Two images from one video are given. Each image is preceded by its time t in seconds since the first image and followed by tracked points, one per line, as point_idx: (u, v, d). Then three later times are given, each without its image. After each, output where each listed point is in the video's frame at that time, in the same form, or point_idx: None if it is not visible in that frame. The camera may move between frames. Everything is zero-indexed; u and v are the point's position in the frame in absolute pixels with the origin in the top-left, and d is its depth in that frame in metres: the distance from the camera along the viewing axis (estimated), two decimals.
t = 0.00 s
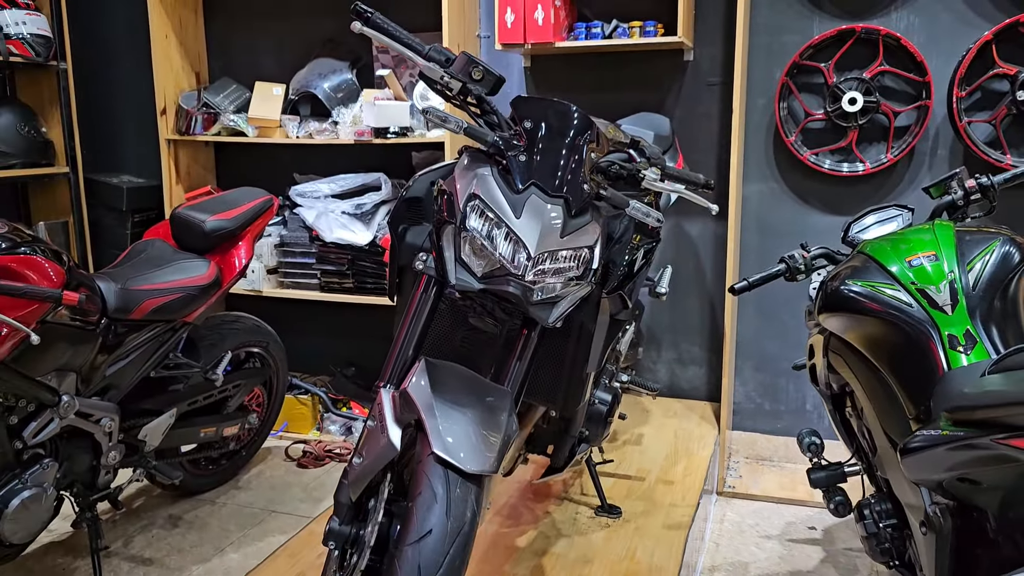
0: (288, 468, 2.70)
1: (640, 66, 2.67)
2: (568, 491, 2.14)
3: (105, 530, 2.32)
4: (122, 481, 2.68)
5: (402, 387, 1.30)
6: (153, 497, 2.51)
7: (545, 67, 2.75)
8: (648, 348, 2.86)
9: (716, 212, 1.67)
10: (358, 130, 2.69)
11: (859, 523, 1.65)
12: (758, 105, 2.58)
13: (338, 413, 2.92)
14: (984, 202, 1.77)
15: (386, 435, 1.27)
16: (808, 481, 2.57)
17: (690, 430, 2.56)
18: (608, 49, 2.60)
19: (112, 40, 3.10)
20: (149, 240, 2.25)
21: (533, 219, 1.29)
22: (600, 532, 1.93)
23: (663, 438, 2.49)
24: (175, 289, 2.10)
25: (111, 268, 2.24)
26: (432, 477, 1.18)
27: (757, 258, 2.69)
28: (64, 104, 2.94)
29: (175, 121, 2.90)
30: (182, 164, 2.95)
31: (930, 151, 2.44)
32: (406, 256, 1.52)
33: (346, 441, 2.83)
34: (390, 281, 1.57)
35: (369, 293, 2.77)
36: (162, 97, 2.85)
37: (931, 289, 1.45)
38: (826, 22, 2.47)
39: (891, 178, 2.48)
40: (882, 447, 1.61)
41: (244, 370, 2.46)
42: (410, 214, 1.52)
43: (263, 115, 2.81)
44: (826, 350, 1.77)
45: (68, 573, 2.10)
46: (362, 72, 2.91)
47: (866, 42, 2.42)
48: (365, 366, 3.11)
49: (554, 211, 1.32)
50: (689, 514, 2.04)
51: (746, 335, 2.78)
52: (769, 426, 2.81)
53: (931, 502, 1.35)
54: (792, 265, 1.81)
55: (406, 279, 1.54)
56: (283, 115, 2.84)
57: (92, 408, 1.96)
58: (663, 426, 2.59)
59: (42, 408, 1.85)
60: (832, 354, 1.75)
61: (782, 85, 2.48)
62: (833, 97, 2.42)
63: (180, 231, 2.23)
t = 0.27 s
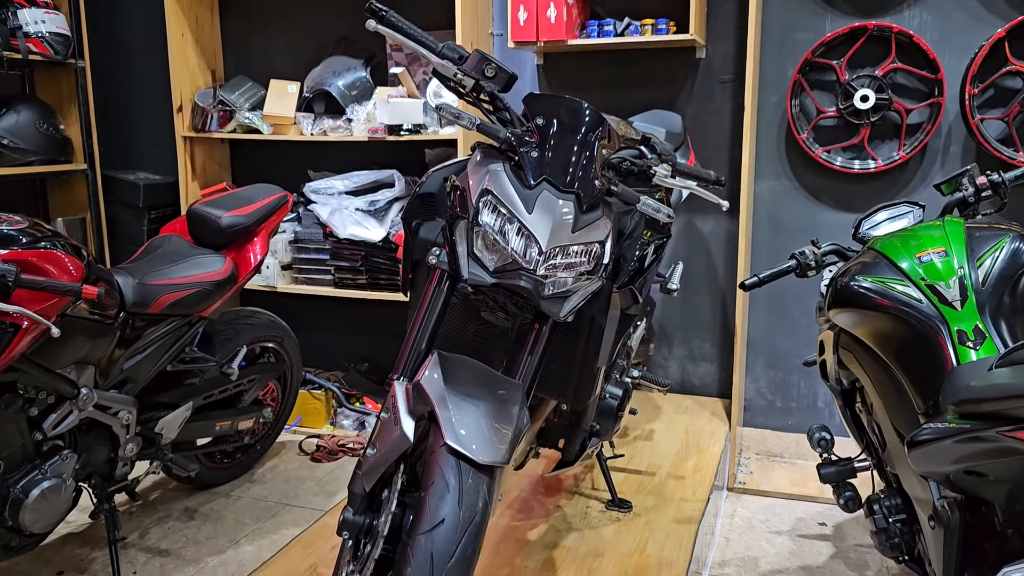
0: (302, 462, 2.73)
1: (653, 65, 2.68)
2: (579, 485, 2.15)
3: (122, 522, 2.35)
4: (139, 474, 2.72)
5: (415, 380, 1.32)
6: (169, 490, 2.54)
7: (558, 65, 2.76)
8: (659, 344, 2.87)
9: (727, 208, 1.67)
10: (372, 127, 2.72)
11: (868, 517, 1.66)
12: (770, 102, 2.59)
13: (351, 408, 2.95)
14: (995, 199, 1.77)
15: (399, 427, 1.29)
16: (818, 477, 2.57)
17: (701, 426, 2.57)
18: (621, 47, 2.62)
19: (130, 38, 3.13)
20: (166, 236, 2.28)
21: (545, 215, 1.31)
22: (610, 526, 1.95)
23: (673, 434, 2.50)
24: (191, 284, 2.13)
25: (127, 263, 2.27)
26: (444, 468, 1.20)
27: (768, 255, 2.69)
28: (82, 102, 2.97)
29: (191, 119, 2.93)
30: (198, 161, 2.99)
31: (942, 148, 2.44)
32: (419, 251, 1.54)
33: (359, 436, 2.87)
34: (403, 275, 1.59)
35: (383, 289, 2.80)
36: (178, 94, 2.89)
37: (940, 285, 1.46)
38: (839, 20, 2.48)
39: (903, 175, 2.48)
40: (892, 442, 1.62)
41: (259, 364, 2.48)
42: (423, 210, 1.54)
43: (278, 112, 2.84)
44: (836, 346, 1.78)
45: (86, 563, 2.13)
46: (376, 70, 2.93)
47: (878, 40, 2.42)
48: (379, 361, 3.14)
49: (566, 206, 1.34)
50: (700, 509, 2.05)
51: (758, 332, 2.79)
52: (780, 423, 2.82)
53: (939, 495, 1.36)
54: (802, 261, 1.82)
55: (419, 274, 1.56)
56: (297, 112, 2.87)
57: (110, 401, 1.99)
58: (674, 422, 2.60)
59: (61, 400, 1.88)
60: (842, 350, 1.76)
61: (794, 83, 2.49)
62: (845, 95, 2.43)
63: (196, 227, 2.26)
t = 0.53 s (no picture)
0: (324, 452, 2.76)
1: (675, 57, 2.67)
2: (599, 478, 2.16)
3: (147, 509, 2.39)
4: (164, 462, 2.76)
5: (436, 369, 1.33)
6: (193, 478, 2.57)
7: (580, 57, 2.76)
8: (680, 338, 2.86)
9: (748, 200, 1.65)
10: (394, 120, 2.73)
11: (890, 512, 1.65)
12: (794, 95, 2.57)
13: (373, 399, 2.97)
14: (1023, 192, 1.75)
15: (420, 416, 1.30)
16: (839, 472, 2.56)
17: (722, 420, 2.56)
18: (644, 39, 2.61)
19: (156, 31, 3.17)
20: (191, 226, 2.31)
21: (566, 206, 1.32)
22: (630, 518, 1.95)
23: (694, 428, 2.49)
24: (216, 274, 2.15)
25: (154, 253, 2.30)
26: (465, 457, 1.21)
27: (791, 249, 2.68)
28: (109, 94, 3.01)
29: (216, 111, 2.96)
30: (222, 152, 3.02)
31: (969, 142, 2.41)
32: (441, 243, 1.55)
33: (380, 426, 2.89)
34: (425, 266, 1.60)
35: (405, 280, 2.82)
36: (203, 87, 2.92)
37: (965, 279, 1.44)
38: (865, 12, 2.45)
39: (929, 169, 2.46)
40: (914, 437, 1.61)
41: (283, 355, 2.51)
42: (445, 201, 1.55)
43: (301, 105, 2.87)
44: (858, 340, 1.77)
45: (112, 549, 2.17)
46: (399, 62, 2.94)
47: (905, 32, 2.40)
48: (400, 352, 3.16)
49: (587, 198, 1.34)
50: (719, 502, 2.05)
51: (779, 326, 2.78)
52: (802, 417, 2.81)
53: (961, 490, 1.35)
54: (825, 254, 1.81)
55: (441, 265, 1.57)
56: (321, 105, 2.89)
57: (137, 389, 2.01)
58: (694, 416, 2.60)
59: (88, 387, 1.90)
60: (865, 344, 1.75)
61: (819, 76, 2.47)
62: (871, 87, 2.40)
63: (221, 218, 2.29)
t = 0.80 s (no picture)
0: (362, 436, 2.79)
1: (718, 44, 2.63)
2: (637, 466, 2.15)
3: (190, 488, 2.44)
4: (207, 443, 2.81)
5: (477, 354, 1.34)
6: (235, 459, 2.62)
7: (622, 45, 2.74)
8: (720, 328, 2.84)
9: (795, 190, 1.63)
10: (436, 107, 2.74)
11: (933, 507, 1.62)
12: (840, 83, 2.52)
13: (410, 385, 2.98)
14: None
15: (461, 400, 1.31)
16: (881, 466, 2.53)
17: (762, 411, 2.54)
18: (687, 26, 2.57)
19: (201, 19, 3.21)
20: (234, 211, 2.34)
21: (609, 191, 1.31)
22: (667, 507, 1.94)
23: (732, 419, 2.47)
24: (258, 259, 2.18)
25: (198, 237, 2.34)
26: (505, 441, 1.21)
27: (834, 239, 2.63)
28: (155, 81, 3.06)
29: (259, 97, 2.99)
30: (265, 139, 3.06)
31: (1022, 131, 2.35)
32: (482, 228, 1.55)
33: (418, 412, 2.92)
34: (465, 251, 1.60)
35: (444, 267, 2.83)
36: (247, 74, 2.95)
37: (1015, 271, 1.41)
38: None
39: (979, 159, 2.40)
40: (960, 431, 1.58)
41: (323, 339, 2.54)
42: (486, 187, 1.55)
43: (343, 91, 2.88)
44: (904, 332, 1.74)
45: (156, 527, 2.21)
46: (440, 50, 2.95)
47: (956, 19, 2.34)
48: (438, 339, 3.18)
49: (630, 183, 1.33)
50: (758, 493, 2.03)
51: (821, 318, 2.74)
52: (843, 410, 2.77)
53: (1008, 486, 1.32)
54: (870, 244, 1.77)
55: (482, 250, 1.58)
56: (362, 91, 2.91)
57: (180, 370, 2.04)
58: (733, 406, 2.57)
59: (134, 367, 1.93)
60: (910, 335, 1.71)
61: (865, 63, 2.42)
62: (919, 76, 2.35)
63: (263, 203, 2.31)
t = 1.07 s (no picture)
0: (416, 420, 2.82)
1: (783, 28, 2.58)
2: (694, 455, 2.13)
3: (250, 467, 2.48)
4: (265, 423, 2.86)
5: (543, 337, 1.34)
6: (293, 440, 2.66)
7: (683, 29, 2.70)
8: (778, 318, 2.79)
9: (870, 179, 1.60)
10: (493, 92, 2.74)
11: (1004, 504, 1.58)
12: (909, 68, 2.46)
13: (465, 370, 3.01)
14: None
15: (526, 383, 1.31)
16: (943, 462, 2.47)
17: (821, 403, 2.50)
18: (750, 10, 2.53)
19: (263, 6, 3.25)
20: (296, 194, 2.37)
21: (679, 175, 1.29)
22: (726, 497, 1.93)
23: (791, 410, 2.44)
24: (320, 241, 2.21)
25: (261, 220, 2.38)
26: (572, 424, 1.21)
27: (898, 228, 2.57)
28: (217, 66, 3.11)
29: (318, 83, 3.03)
30: (324, 124, 3.09)
31: None
32: (546, 212, 1.55)
33: (472, 396, 2.94)
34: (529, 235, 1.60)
35: (500, 253, 2.84)
36: (307, 60, 2.99)
37: None
38: None
39: None
40: None
41: (380, 323, 2.56)
42: (551, 170, 1.55)
43: (401, 77, 2.91)
44: (976, 324, 1.69)
45: (218, 503, 2.26)
46: (498, 35, 2.94)
47: None
48: (492, 324, 3.19)
49: (700, 167, 1.31)
50: (819, 486, 2.00)
51: (884, 309, 2.68)
52: (904, 404, 2.71)
53: None
54: (941, 234, 1.72)
55: (547, 234, 1.58)
56: (420, 77, 2.93)
57: (244, 350, 2.07)
58: (791, 397, 2.54)
59: (200, 346, 1.96)
60: (982, 327, 1.67)
61: (936, 48, 2.36)
62: (992, 61, 2.28)
63: (325, 186, 2.34)
